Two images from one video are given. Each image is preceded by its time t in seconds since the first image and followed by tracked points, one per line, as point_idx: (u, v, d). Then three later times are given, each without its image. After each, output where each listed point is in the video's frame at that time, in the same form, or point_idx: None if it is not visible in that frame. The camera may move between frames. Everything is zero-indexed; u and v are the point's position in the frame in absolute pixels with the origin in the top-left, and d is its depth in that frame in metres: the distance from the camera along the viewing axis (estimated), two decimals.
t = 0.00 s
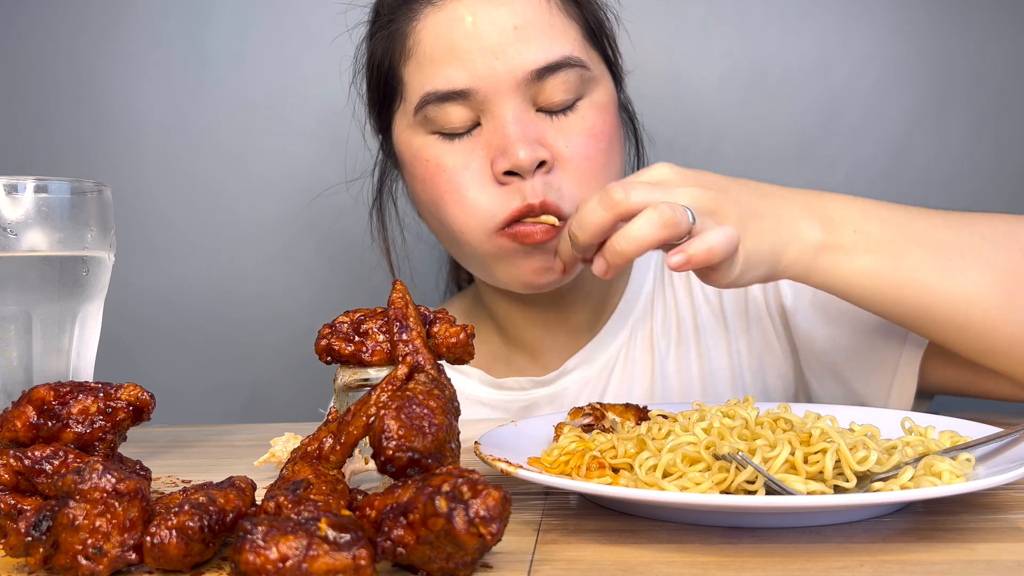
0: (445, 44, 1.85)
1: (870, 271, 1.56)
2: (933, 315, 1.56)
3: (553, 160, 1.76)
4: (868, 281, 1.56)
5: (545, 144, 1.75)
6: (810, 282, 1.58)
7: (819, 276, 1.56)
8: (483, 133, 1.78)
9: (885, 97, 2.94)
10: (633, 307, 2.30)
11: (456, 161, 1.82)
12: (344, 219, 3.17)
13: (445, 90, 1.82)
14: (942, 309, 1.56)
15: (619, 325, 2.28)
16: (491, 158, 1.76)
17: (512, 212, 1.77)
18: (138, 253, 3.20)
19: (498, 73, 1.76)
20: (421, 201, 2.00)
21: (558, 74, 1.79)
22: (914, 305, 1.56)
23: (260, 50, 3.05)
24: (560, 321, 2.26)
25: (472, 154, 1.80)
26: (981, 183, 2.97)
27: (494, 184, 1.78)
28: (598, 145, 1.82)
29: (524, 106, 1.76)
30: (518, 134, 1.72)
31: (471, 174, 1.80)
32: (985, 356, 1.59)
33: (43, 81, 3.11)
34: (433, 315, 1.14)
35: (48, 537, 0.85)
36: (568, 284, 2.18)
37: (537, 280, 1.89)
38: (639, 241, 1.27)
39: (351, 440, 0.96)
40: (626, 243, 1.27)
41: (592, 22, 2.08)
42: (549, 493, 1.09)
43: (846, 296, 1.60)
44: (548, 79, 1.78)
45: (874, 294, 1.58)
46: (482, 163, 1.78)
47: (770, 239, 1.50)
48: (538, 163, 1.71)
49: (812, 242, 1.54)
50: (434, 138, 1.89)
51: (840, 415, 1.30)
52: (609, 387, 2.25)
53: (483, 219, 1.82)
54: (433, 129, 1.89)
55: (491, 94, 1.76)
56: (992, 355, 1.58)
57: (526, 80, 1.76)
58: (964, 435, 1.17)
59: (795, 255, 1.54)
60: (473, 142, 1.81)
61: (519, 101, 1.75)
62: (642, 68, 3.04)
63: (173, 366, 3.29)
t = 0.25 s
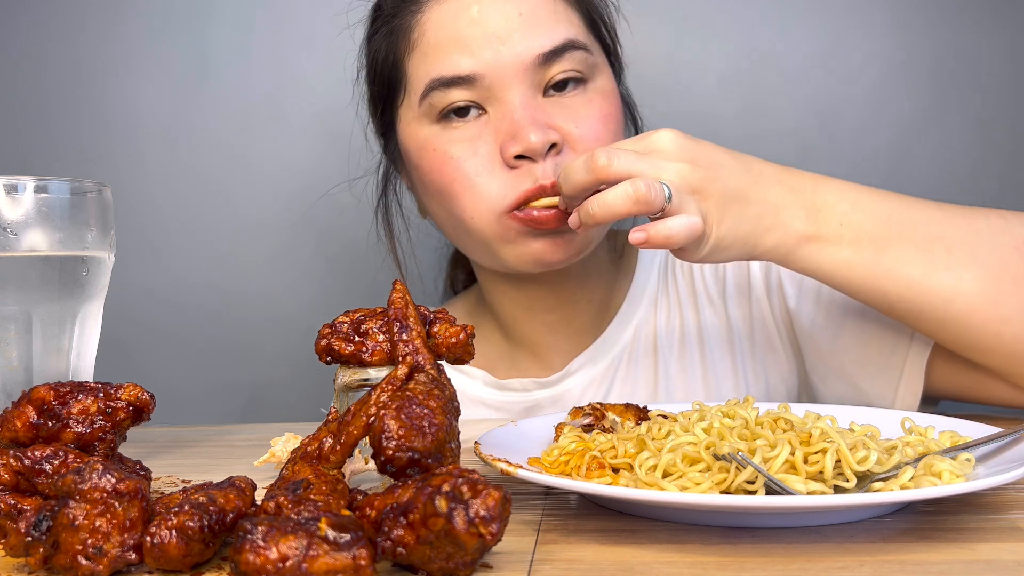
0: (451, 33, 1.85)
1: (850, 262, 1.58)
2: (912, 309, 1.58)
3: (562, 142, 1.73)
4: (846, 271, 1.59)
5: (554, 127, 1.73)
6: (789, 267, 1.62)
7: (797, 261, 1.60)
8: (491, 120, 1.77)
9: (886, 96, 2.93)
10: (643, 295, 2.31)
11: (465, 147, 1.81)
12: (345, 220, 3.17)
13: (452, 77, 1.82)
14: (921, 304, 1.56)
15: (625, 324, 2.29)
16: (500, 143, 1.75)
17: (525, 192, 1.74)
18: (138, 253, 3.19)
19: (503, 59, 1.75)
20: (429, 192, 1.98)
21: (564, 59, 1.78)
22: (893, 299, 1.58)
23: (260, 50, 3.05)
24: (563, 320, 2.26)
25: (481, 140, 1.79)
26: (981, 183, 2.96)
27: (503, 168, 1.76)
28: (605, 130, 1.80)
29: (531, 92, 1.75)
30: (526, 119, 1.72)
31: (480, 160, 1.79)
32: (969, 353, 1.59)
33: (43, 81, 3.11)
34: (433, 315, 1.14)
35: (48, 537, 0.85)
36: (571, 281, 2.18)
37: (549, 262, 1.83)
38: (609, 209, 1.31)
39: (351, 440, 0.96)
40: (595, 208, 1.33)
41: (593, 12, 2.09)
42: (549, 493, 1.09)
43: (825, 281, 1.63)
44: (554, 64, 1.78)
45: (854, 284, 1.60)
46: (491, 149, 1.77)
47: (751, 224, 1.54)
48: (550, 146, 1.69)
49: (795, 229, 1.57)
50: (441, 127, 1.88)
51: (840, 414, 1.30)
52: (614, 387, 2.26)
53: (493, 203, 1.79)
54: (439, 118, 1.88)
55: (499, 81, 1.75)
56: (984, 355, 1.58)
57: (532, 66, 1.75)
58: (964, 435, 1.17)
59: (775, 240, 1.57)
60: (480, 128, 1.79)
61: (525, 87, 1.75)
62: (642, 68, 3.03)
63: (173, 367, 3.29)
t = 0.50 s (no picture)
0: (463, 29, 1.84)
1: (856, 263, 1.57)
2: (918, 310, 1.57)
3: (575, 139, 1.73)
4: (852, 273, 1.58)
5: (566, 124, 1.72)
6: (795, 269, 1.62)
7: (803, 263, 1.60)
8: (503, 117, 1.77)
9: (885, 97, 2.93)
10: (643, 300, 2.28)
11: (476, 145, 1.80)
12: (345, 220, 3.17)
13: (462, 72, 1.81)
14: (927, 305, 1.56)
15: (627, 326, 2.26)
16: (512, 140, 1.74)
17: (539, 188, 1.72)
18: (138, 253, 3.19)
19: (515, 56, 1.75)
20: (438, 191, 1.98)
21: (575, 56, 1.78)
22: (899, 300, 1.58)
23: (260, 49, 3.05)
24: (568, 320, 2.25)
25: (492, 137, 1.78)
26: (980, 183, 2.96)
27: (514, 165, 1.75)
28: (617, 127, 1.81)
29: (542, 89, 1.75)
30: (538, 116, 1.72)
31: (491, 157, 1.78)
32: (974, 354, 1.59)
33: (43, 82, 3.11)
34: (433, 315, 1.14)
35: (48, 537, 0.85)
36: (579, 282, 2.16)
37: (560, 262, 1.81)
38: (619, 200, 1.31)
39: (351, 440, 0.96)
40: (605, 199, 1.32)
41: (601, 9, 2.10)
42: (549, 493, 1.09)
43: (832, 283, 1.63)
44: (565, 61, 1.78)
45: (859, 286, 1.60)
46: (503, 147, 1.76)
47: (757, 224, 1.53)
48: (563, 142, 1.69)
49: (800, 230, 1.56)
50: (451, 124, 1.88)
51: (840, 414, 1.30)
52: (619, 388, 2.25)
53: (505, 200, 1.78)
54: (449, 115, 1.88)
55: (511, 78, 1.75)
56: (991, 356, 1.58)
57: (544, 62, 1.76)
58: (964, 435, 1.16)
59: (781, 241, 1.57)
60: (491, 125, 1.79)
61: (536, 84, 1.75)
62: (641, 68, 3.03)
63: (173, 367, 3.29)
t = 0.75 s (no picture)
0: (478, 22, 1.82)
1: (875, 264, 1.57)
2: (935, 311, 1.58)
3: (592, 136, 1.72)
4: (869, 274, 1.58)
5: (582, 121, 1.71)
6: (811, 271, 1.60)
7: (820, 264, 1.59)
8: (518, 112, 1.74)
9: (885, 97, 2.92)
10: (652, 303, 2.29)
11: (490, 141, 1.78)
12: (345, 219, 3.17)
13: (479, 68, 1.79)
14: (944, 307, 1.56)
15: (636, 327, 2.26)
16: (528, 136, 1.73)
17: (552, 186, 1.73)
18: (138, 253, 3.19)
19: (533, 50, 1.72)
20: (449, 189, 1.95)
21: (592, 51, 1.76)
22: (914, 301, 1.58)
23: (260, 49, 3.05)
24: (578, 321, 2.22)
25: (507, 133, 1.76)
26: (980, 183, 2.96)
27: (530, 161, 1.74)
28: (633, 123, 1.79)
29: (559, 84, 1.73)
30: (555, 112, 1.70)
31: (506, 154, 1.76)
32: (990, 355, 1.59)
33: (43, 82, 3.11)
34: (433, 315, 1.14)
35: (48, 537, 0.85)
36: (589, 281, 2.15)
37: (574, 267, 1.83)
38: (641, 184, 1.31)
39: (351, 440, 0.96)
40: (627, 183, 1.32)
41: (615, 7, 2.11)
42: (549, 493, 1.09)
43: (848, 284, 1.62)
44: (583, 56, 1.75)
45: (876, 288, 1.59)
46: (517, 143, 1.75)
47: (773, 224, 1.52)
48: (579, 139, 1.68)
49: (817, 231, 1.56)
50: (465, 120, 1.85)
51: (840, 414, 1.30)
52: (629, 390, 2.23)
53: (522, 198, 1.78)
54: (464, 111, 1.85)
55: (527, 72, 1.72)
56: (1007, 360, 1.59)
57: (562, 56, 1.73)
58: (964, 435, 1.16)
59: (800, 243, 1.56)
60: (507, 121, 1.77)
61: (553, 78, 1.72)
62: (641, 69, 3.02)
63: (173, 366, 3.29)
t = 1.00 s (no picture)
0: (503, 8, 1.81)
1: (894, 275, 1.57)
2: (955, 318, 1.59)
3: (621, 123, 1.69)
4: (889, 284, 1.58)
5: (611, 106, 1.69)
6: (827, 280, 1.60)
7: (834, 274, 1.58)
8: (545, 94, 1.71)
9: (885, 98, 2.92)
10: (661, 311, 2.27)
11: (517, 124, 1.74)
12: (345, 219, 3.17)
13: (505, 50, 1.76)
14: (964, 314, 1.57)
15: (646, 331, 2.25)
16: (557, 119, 1.68)
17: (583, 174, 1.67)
18: (138, 253, 3.19)
19: (560, 34, 1.71)
20: (471, 182, 1.87)
21: (617, 39, 1.76)
22: (934, 309, 1.59)
23: (261, 49, 3.05)
24: (592, 325, 2.22)
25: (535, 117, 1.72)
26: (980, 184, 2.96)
27: (559, 146, 1.69)
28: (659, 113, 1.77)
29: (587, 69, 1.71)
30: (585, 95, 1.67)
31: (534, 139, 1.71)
32: (1007, 356, 1.61)
33: (43, 82, 3.11)
34: (433, 315, 1.14)
35: (48, 537, 0.85)
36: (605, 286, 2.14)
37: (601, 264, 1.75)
38: (648, 209, 1.30)
39: (351, 440, 0.96)
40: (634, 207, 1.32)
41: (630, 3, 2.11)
42: (549, 493, 1.09)
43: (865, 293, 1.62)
44: (608, 43, 1.75)
45: (895, 297, 1.60)
46: (546, 127, 1.70)
47: (787, 238, 1.51)
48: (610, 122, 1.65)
49: (832, 244, 1.55)
50: (490, 105, 1.81)
51: (840, 414, 1.30)
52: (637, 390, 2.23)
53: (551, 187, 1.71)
54: (490, 95, 1.81)
55: (554, 54, 1.70)
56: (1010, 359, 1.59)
57: (589, 41, 1.72)
58: (964, 435, 1.17)
59: (814, 254, 1.55)
60: (535, 105, 1.72)
61: (581, 62, 1.71)
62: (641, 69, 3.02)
63: (173, 366, 3.29)
